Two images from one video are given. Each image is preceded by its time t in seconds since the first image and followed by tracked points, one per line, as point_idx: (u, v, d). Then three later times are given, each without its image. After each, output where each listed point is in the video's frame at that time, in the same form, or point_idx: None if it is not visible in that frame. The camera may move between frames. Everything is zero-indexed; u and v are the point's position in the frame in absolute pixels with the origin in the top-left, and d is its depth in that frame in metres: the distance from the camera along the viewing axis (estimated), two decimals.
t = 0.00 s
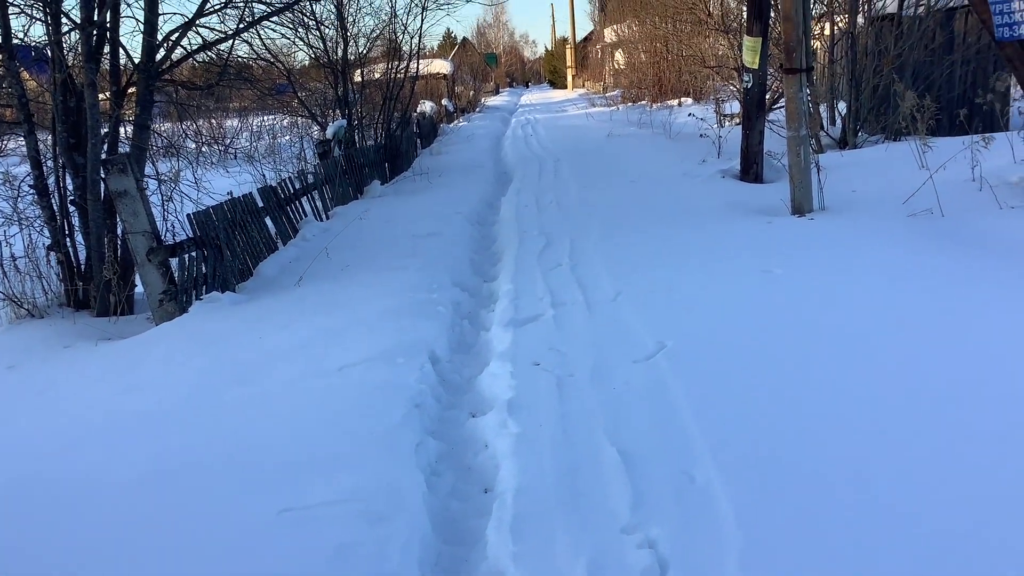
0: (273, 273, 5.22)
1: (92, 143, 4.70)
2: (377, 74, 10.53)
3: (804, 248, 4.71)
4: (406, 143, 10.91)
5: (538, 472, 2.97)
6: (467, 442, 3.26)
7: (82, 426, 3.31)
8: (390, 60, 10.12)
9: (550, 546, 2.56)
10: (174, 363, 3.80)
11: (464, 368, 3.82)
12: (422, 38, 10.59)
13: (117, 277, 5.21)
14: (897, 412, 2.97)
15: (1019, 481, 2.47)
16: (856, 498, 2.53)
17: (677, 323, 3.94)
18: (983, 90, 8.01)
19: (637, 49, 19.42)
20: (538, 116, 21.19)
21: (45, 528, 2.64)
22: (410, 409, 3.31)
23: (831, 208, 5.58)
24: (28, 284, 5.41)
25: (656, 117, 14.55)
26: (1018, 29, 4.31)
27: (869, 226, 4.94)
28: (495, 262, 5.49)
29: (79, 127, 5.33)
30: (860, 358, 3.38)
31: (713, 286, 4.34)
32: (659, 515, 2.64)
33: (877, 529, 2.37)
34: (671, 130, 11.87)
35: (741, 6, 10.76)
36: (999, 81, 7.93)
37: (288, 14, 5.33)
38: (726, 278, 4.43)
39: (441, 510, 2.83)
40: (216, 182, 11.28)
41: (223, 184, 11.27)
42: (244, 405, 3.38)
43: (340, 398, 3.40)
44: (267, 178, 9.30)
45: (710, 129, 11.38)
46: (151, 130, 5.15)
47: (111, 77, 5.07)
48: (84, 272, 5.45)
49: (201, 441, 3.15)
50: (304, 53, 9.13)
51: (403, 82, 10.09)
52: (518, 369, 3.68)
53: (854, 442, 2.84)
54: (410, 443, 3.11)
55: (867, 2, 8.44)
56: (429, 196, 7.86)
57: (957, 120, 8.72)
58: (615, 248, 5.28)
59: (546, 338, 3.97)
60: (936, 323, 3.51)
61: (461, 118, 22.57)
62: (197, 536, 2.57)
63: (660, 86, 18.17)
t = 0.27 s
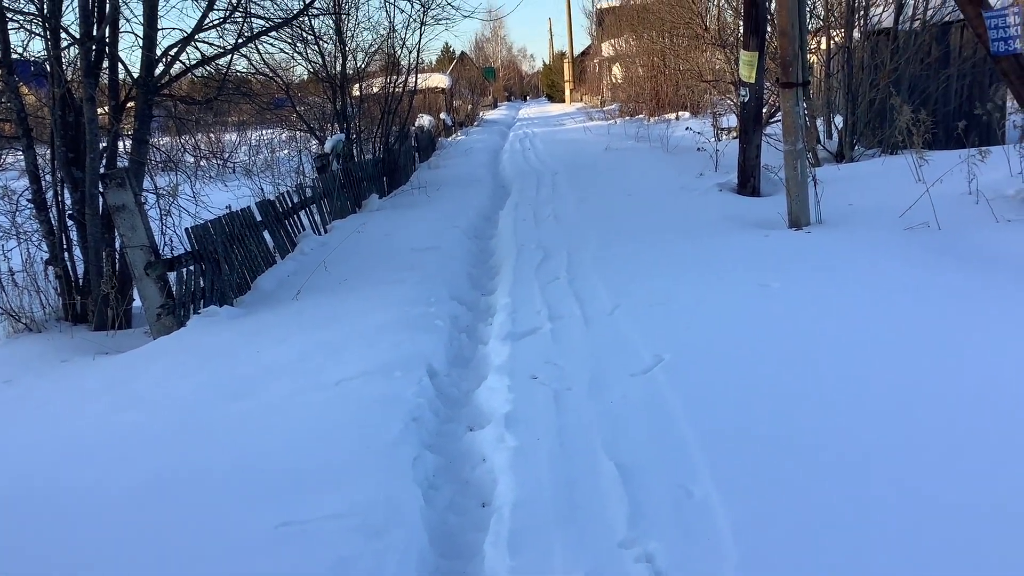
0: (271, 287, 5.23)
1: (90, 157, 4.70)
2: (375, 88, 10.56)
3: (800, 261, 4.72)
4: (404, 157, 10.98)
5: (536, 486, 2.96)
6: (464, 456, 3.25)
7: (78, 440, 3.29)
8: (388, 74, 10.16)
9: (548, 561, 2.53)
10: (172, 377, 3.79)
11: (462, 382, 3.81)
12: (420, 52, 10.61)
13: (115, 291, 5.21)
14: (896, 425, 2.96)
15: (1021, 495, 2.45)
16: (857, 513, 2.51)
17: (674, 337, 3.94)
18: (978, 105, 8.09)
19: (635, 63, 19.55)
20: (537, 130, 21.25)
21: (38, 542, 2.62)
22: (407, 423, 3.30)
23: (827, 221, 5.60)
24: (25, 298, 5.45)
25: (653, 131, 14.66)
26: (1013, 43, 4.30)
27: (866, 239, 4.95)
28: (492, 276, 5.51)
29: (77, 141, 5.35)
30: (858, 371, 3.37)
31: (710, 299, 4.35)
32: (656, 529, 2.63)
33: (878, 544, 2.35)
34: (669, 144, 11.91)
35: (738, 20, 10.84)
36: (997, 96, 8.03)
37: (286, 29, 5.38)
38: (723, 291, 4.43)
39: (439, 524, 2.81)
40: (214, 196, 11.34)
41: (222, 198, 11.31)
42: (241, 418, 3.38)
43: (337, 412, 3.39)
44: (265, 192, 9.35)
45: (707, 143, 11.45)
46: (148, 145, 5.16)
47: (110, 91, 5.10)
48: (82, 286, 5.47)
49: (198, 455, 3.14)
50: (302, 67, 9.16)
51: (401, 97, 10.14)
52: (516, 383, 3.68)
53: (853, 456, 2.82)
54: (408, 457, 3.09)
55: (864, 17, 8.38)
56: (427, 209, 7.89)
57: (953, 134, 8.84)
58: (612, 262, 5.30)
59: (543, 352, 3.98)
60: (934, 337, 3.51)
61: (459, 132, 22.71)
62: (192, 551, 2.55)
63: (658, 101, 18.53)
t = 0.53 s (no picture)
0: (269, 301, 5.24)
1: (88, 172, 4.69)
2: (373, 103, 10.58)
3: (798, 276, 4.73)
4: (402, 172, 11.08)
5: (534, 501, 2.94)
6: (462, 471, 3.24)
7: (73, 456, 3.27)
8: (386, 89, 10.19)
9: None
10: (169, 392, 3.78)
11: (460, 397, 3.82)
12: (418, 67, 10.62)
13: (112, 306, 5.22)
14: (896, 440, 2.95)
15: None
16: (858, 529, 2.49)
17: (672, 352, 3.94)
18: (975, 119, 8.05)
19: (633, 77, 19.67)
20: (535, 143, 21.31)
21: (32, 558, 2.59)
22: (405, 438, 3.30)
23: (825, 236, 5.62)
24: (23, 313, 5.48)
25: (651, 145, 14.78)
26: (1009, 58, 4.37)
27: (863, 253, 4.96)
28: (490, 291, 5.54)
29: (76, 156, 5.36)
30: (857, 386, 3.37)
31: (708, 314, 4.36)
32: (655, 545, 2.61)
33: (880, 560, 2.33)
34: (667, 158, 11.97)
35: (734, 35, 10.93)
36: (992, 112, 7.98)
37: (285, 45, 5.41)
38: (721, 306, 4.44)
39: (436, 539, 2.79)
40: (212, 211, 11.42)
41: (220, 213, 11.32)
42: (238, 433, 3.37)
43: (335, 427, 3.38)
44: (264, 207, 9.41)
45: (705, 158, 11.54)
46: (147, 160, 5.18)
47: (109, 106, 5.10)
48: (79, 301, 5.49)
49: (195, 471, 3.12)
50: (301, 82, 9.16)
51: (399, 112, 10.21)
52: (513, 398, 3.68)
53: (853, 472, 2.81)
54: (405, 473, 3.08)
55: (859, 33, 8.53)
56: (425, 224, 7.91)
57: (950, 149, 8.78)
58: (609, 277, 5.33)
59: (541, 367, 3.98)
60: (932, 351, 3.51)
61: (456, 146, 22.88)
62: (187, 567, 2.52)
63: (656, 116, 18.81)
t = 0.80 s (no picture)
0: (267, 319, 5.26)
1: (88, 190, 4.68)
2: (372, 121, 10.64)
3: (795, 294, 4.74)
4: (401, 191, 11.18)
5: (532, 519, 2.91)
6: (461, 490, 3.22)
7: (69, 475, 3.25)
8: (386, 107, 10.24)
9: None
10: (166, 411, 3.77)
11: (458, 416, 3.81)
12: (418, 86, 10.65)
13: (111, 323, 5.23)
14: (898, 460, 2.93)
15: None
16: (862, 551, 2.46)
17: (671, 371, 3.94)
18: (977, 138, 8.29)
19: (632, 97, 20.02)
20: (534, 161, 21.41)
21: None
22: (403, 456, 3.28)
23: (823, 254, 5.64)
24: (22, 331, 5.50)
25: (649, 164, 14.93)
26: (1007, 79, 4.36)
27: (861, 272, 4.98)
28: (489, 310, 5.56)
29: (75, 174, 5.40)
30: (857, 405, 3.35)
31: (707, 333, 4.36)
32: (657, 565, 2.57)
33: None
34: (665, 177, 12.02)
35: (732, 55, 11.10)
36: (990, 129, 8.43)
37: (285, 63, 5.45)
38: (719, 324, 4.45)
39: (434, 558, 2.75)
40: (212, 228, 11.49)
41: (219, 230, 11.35)
42: (235, 452, 3.35)
43: (333, 446, 3.36)
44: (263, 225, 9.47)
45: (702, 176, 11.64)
46: (146, 178, 5.20)
47: (109, 124, 5.12)
48: (78, 318, 5.51)
49: (191, 490, 3.09)
50: (301, 100, 9.17)
51: (399, 130, 10.28)
52: (512, 416, 3.67)
53: (856, 491, 2.77)
54: (404, 492, 3.05)
55: (857, 52, 8.61)
56: (424, 242, 7.95)
57: (948, 167, 9.19)
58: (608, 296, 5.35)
59: (539, 385, 3.99)
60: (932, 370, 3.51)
61: (455, 164, 23.09)
62: None
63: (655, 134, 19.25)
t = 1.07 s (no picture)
0: (265, 337, 5.27)
1: (87, 209, 4.73)
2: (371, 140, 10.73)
3: (793, 314, 4.74)
4: (400, 210, 11.24)
5: (531, 539, 2.88)
6: (458, 509, 3.18)
7: (64, 494, 3.22)
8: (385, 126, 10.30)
9: None
10: (163, 430, 3.76)
11: (456, 435, 3.80)
12: (417, 105, 10.71)
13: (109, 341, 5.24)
14: (900, 480, 2.90)
15: None
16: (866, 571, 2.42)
17: (670, 390, 3.93)
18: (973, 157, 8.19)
19: (630, 115, 20.28)
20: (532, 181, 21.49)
21: None
22: (401, 475, 3.26)
23: (821, 274, 5.66)
24: (20, 349, 5.51)
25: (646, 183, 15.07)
26: (1003, 99, 4.41)
27: (859, 292, 4.99)
28: (487, 329, 5.59)
29: (75, 193, 5.43)
30: (858, 425, 3.33)
31: (705, 352, 4.36)
32: None
33: None
34: (663, 197, 12.08)
35: (729, 75, 11.23)
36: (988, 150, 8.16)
37: (284, 83, 5.49)
38: (717, 344, 4.46)
39: None
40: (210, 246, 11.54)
41: (218, 248, 11.38)
42: (231, 471, 3.33)
43: (330, 465, 3.34)
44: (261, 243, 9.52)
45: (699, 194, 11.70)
46: (145, 196, 5.23)
47: (107, 143, 5.17)
48: (76, 336, 5.53)
49: (187, 508, 3.06)
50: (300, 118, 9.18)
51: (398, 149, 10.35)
52: (510, 435, 3.67)
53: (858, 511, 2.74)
54: (401, 511, 3.02)
55: (854, 73, 8.95)
56: (422, 261, 7.97)
57: (945, 188, 8.95)
58: (606, 315, 5.37)
59: (537, 404, 3.99)
60: (931, 390, 3.50)
61: (453, 182, 23.22)
62: None
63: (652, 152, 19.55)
